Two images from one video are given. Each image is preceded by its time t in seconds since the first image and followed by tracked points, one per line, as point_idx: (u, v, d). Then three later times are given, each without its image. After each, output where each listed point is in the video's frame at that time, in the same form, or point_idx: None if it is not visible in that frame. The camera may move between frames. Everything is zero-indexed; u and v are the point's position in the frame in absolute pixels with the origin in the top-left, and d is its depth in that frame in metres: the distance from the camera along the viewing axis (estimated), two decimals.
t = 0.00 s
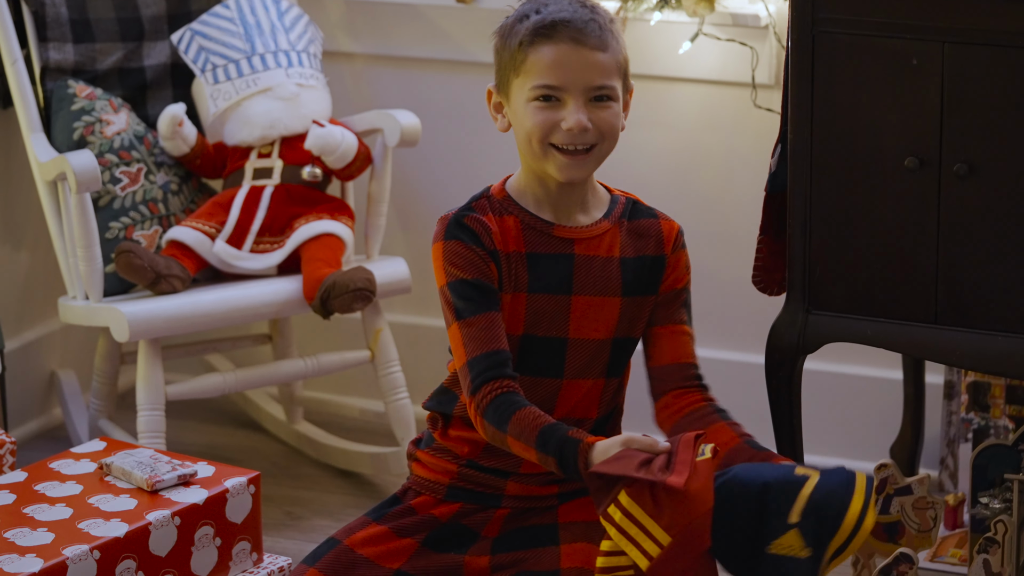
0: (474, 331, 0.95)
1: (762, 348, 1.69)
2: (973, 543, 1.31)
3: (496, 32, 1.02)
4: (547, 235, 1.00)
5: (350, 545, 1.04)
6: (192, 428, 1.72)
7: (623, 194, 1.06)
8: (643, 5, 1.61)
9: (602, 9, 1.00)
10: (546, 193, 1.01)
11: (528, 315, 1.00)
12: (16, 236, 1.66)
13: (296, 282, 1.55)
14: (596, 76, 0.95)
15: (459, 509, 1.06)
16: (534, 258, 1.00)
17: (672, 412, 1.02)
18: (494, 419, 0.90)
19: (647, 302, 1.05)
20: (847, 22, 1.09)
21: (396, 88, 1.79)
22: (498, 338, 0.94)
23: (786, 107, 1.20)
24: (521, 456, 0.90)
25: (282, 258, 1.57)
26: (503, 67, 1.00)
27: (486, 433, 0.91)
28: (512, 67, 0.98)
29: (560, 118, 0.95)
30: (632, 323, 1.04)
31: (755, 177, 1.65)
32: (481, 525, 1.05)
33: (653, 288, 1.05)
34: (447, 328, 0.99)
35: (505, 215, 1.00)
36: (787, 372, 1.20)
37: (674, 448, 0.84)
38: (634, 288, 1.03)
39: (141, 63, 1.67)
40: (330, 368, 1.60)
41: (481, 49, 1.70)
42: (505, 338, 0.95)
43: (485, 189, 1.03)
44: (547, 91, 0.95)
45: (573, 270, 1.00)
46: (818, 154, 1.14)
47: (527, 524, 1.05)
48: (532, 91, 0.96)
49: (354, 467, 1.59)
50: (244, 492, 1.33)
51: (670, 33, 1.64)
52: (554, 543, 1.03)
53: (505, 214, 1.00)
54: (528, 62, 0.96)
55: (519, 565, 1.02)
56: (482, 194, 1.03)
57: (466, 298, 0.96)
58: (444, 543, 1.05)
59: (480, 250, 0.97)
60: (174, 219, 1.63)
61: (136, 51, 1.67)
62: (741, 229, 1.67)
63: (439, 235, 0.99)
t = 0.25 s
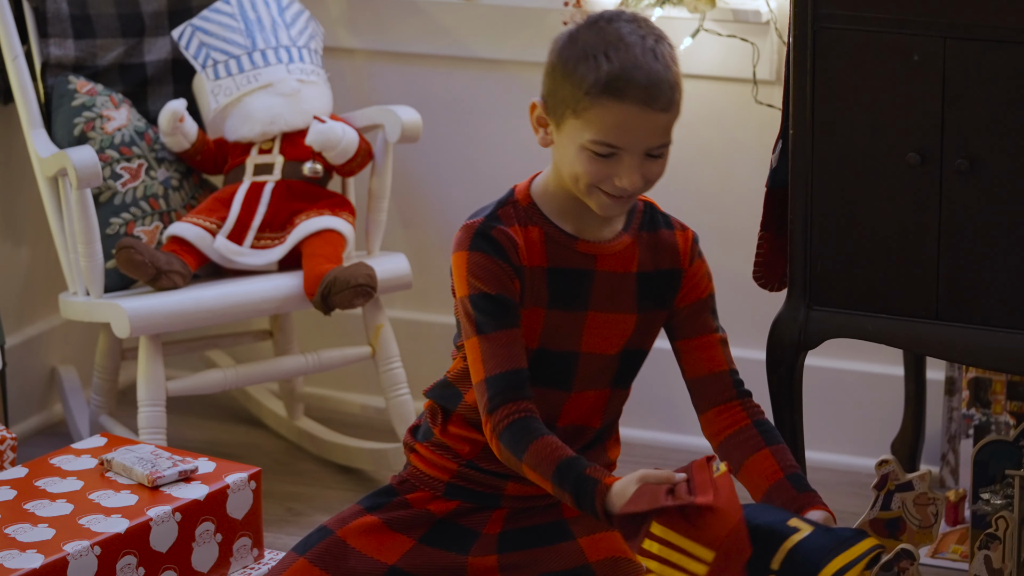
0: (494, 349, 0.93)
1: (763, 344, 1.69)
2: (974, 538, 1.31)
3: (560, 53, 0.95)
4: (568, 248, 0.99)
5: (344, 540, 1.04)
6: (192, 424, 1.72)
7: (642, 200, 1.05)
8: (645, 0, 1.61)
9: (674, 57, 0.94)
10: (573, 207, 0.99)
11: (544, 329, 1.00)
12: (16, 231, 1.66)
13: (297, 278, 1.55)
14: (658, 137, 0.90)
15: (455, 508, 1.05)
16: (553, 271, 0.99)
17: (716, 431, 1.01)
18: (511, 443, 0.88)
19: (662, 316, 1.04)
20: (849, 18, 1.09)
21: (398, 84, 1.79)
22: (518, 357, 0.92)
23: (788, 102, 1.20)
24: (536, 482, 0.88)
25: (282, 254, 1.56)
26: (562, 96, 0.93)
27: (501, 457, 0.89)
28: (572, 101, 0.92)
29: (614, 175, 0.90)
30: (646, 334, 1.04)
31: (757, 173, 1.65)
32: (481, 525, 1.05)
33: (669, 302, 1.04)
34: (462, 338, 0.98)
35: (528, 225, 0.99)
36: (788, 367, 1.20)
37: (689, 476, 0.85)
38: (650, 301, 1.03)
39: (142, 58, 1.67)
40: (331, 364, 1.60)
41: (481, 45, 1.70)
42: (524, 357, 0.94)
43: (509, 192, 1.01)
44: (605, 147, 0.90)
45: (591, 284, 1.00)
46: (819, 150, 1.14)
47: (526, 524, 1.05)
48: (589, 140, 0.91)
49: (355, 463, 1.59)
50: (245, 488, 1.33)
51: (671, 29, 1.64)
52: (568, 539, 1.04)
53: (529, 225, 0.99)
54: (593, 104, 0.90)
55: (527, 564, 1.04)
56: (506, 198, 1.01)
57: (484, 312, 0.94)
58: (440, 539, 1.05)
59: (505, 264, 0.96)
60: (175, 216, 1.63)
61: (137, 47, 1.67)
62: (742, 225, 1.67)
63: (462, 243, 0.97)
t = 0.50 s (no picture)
0: (499, 359, 0.93)
1: (767, 341, 1.69)
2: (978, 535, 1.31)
3: (582, 60, 0.92)
4: (586, 253, 0.97)
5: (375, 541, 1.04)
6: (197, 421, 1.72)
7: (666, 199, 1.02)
8: None
9: (699, 66, 0.91)
10: (591, 209, 0.96)
11: (561, 334, 1.00)
12: (21, 229, 1.66)
13: (301, 275, 1.55)
14: (680, 147, 0.88)
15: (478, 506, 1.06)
16: (569, 277, 0.98)
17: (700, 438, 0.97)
18: (507, 451, 0.88)
19: (682, 320, 1.03)
20: (853, 16, 1.09)
21: (401, 82, 1.79)
22: (522, 369, 0.93)
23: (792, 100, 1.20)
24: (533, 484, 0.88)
25: (286, 251, 1.56)
26: (583, 104, 0.90)
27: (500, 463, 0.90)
28: (592, 108, 0.89)
29: (631, 185, 0.88)
30: (666, 337, 1.04)
31: (760, 170, 1.65)
32: (504, 522, 1.05)
33: (689, 305, 1.03)
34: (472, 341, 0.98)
35: (544, 230, 0.98)
36: (793, 364, 1.20)
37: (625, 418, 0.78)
38: (669, 305, 1.02)
39: (146, 55, 1.67)
40: (335, 361, 1.60)
41: (485, 42, 1.70)
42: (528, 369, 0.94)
43: (527, 193, 1.00)
44: (623, 156, 0.88)
45: (610, 288, 0.99)
46: (822, 148, 1.14)
47: (546, 519, 1.05)
48: (607, 149, 0.88)
49: (360, 460, 1.59)
50: (249, 485, 1.33)
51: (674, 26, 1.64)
52: (585, 536, 1.04)
53: (544, 229, 0.98)
54: (615, 113, 0.87)
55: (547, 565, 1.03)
56: (523, 199, 0.99)
57: (492, 322, 0.94)
58: (467, 535, 1.05)
59: (514, 273, 0.96)
60: (179, 213, 1.63)
61: (141, 44, 1.67)
62: (746, 223, 1.67)
63: (473, 248, 0.97)
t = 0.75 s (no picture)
0: (502, 361, 0.93)
1: (776, 337, 1.69)
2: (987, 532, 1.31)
3: (576, 63, 0.92)
4: (583, 252, 0.97)
5: (403, 554, 1.03)
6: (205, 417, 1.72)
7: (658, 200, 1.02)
8: None
9: (693, 71, 0.91)
10: (585, 208, 0.96)
11: (560, 336, 0.99)
12: (29, 225, 1.66)
13: (310, 271, 1.55)
14: (672, 153, 0.88)
15: (494, 513, 1.06)
16: (568, 276, 0.97)
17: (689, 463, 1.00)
18: (515, 454, 0.89)
19: (675, 320, 1.03)
20: (861, 12, 1.09)
21: (410, 78, 1.79)
22: (523, 371, 0.93)
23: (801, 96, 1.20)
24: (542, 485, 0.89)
25: (294, 247, 1.57)
26: (576, 108, 0.90)
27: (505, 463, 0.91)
28: (586, 113, 0.89)
29: (624, 190, 0.88)
30: (661, 338, 1.03)
31: (769, 166, 1.65)
32: (518, 525, 1.05)
33: (681, 306, 1.03)
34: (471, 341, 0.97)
35: (542, 229, 0.97)
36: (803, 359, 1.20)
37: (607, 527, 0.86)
38: (663, 305, 1.02)
39: (154, 52, 1.67)
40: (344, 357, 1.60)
41: (494, 38, 1.70)
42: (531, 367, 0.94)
43: (523, 193, 0.99)
44: (616, 162, 0.88)
45: (607, 287, 0.98)
46: (831, 145, 1.14)
47: (557, 516, 1.06)
48: (601, 154, 0.88)
49: (369, 456, 1.59)
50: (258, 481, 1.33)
51: (684, 22, 1.64)
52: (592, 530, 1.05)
53: (543, 229, 0.97)
54: (608, 120, 0.87)
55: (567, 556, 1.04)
56: (521, 198, 0.98)
57: (495, 324, 0.93)
58: (489, 540, 1.04)
59: (516, 273, 0.95)
60: (188, 209, 1.63)
61: (150, 40, 1.67)
62: (755, 219, 1.67)
63: (473, 249, 0.96)
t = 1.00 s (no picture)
0: (506, 339, 0.91)
1: (784, 335, 1.70)
2: (995, 530, 1.31)
3: (591, 69, 0.90)
4: (593, 249, 0.97)
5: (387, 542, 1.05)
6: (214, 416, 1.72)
7: (674, 209, 1.01)
8: None
9: (708, 78, 0.89)
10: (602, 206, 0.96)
11: (559, 326, 0.99)
12: (37, 222, 1.67)
13: (317, 269, 1.55)
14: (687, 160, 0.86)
15: (483, 505, 1.06)
16: (575, 270, 0.97)
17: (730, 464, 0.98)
18: (514, 429, 0.87)
19: (681, 332, 1.02)
20: (871, 10, 1.08)
21: (418, 75, 1.79)
22: (526, 351, 0.92)
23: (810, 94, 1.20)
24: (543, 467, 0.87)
25: (302, 245, 1.57)
26: (590, 114, 0.89)
27: (503, 444, 0.88)
28: (600, 119, 0.88)
29: (638, 195, 0.87)
30: (667, 347, 1.02)
31: (778, 164, 1.65)
32: (509, 520, 1.06)
33: (690, 318, 1.02)
34: (475, 321, 0.96)
35: (557, 220, 0.97)
36: (812, 357, 1.20)
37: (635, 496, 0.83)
38: (669, 315, 1.01)
39: (162, 49, 1.67)
40: (352, 355, 1.60)
41: (502, 36, 1.70)
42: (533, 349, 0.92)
43: (542, 182, 0.99)
44: (629, 167, 0.87)
45: (612, 287, 0.98)
46: (840, 142, 1.14)
47: (552, 514, 1.06)
48: (613, 159, 0.87)
49: (377, 454, 1.59)
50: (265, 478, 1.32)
51: (692, 20, 1.64)
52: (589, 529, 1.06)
53: (557, 219, 0.97)
54: (621, 127, 0.86)
55: (558, 555, 1.04)
56: (539, 188, 0.98)
57: (501, 300, 0.93)
58: (477, 532, 1.05)
59: (528, 256, 0.95)
60: (195, 206, 1.63)
61: (157, 38, 1.67)
62: (763, 217, 1.67)
63: (488, 227, 0.96)
